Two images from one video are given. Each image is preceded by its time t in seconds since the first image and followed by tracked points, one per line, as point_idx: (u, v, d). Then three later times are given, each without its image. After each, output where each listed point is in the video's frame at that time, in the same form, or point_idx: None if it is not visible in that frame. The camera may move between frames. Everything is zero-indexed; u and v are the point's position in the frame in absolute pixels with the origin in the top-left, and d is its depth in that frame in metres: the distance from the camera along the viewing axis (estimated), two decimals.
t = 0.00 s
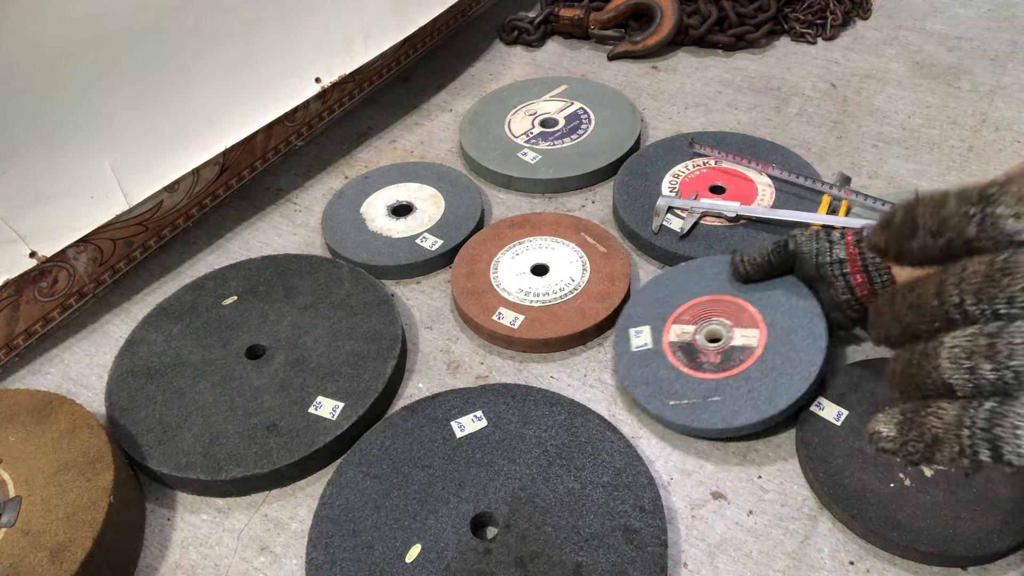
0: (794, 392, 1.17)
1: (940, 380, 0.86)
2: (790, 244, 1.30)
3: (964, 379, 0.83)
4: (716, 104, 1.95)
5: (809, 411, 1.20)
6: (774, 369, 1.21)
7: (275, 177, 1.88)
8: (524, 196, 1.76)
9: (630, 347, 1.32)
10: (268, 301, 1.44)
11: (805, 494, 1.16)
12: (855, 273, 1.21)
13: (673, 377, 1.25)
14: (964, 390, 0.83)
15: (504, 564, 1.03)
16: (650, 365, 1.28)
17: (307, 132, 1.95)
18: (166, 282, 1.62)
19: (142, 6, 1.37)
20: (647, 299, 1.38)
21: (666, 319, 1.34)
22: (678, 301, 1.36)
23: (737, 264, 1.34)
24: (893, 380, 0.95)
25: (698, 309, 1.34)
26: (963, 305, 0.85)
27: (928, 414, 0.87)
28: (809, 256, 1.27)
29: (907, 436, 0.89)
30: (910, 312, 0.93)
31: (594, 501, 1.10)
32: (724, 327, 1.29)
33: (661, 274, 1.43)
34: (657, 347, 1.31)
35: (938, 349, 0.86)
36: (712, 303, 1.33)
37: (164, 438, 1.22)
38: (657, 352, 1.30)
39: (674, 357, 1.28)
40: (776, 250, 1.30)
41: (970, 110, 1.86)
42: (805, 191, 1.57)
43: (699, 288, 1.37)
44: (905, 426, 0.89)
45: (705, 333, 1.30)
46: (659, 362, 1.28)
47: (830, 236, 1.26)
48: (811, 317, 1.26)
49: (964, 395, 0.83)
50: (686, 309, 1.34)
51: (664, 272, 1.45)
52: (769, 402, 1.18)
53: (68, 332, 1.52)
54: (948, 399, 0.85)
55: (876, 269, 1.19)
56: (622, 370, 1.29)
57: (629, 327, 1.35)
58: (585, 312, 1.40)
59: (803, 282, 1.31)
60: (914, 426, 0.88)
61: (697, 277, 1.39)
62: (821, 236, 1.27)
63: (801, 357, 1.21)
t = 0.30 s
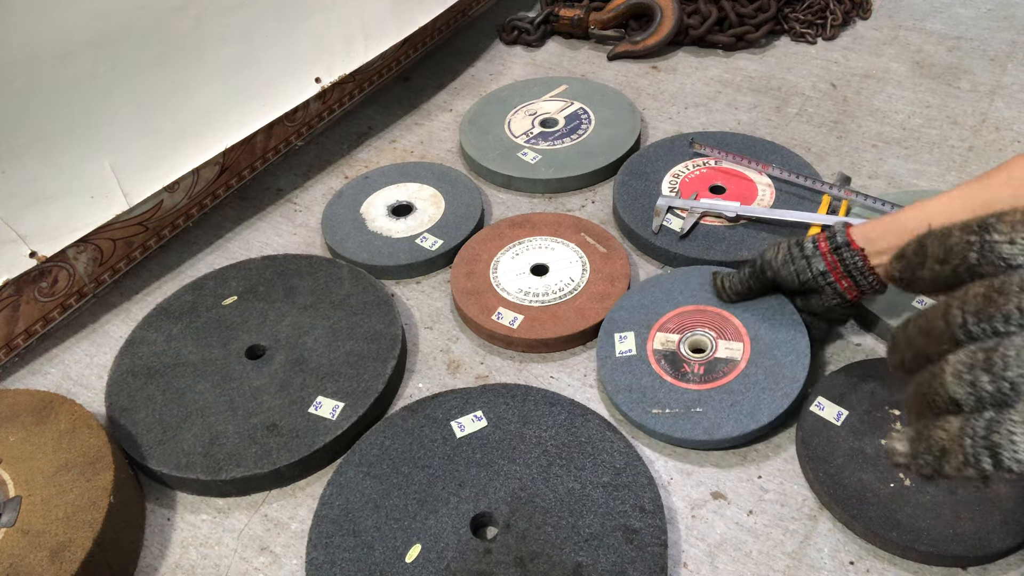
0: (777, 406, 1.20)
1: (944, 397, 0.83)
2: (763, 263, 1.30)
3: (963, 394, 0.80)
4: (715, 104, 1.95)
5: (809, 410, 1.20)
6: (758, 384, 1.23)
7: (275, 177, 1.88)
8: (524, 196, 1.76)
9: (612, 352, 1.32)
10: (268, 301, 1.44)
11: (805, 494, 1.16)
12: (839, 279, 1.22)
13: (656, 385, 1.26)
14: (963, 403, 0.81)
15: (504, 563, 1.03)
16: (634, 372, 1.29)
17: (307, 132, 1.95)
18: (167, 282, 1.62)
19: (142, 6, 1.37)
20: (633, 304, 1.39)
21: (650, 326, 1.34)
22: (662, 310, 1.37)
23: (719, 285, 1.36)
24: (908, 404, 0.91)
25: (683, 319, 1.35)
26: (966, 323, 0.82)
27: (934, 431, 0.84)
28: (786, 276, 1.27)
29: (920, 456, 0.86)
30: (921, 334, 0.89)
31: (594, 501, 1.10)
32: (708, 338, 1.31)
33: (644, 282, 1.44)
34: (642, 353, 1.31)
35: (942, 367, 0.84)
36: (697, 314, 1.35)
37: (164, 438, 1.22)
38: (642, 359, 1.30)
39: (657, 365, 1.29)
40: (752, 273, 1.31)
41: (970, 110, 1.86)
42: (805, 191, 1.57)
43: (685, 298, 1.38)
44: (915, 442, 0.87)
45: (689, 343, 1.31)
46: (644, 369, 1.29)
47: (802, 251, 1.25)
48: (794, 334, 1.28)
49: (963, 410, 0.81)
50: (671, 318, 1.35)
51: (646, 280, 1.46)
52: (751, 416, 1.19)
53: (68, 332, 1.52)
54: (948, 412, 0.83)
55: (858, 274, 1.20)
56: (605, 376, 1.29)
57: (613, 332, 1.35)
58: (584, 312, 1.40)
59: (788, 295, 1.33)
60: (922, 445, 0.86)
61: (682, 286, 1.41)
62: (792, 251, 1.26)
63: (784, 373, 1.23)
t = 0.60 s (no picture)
0: (778, 410, 1.20)
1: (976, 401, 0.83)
2: (761, 259, 1.30)
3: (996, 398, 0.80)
4: (715, 104, 1.95)
5: (809, 411, 1.20)
6: (758, 389, 1.23)
7: (275, 177, 1.88)
8: (524, 196, 1.76)
9: (614, 353, 1.32)
10: (268, 301, 1.44)
11: (805, 494, 1.16)
12: (839, 281, 1.16)
13: (657, 386, 1.26)
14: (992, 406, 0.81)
15: (503, 563, 1.03)
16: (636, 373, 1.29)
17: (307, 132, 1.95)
18: (167, 282, 1.62)
19: (142, 6, 1.37)
20: (634, 307, 1.39)
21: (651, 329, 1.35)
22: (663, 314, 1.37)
23: (726, 272, 1.40)
24: (937, 408, 0.90)
25: (685, 323, 1.35)
26: (999, 326, 0.82)
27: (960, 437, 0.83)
28: (781, 276, 1.26)
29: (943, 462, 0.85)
30: (950, 335, 0.90)
31: (594, 501, 1.10)
32: (709, 344, 1.31)
33: (644, 288, 1.44)
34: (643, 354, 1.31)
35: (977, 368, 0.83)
36: (698, 319, 1.35)
37: (164, 438, 1.22)
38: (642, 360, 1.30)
39: (658, 367, 1.29)
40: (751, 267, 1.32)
41: (970, 110, 1.86)
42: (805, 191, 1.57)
43: (686, 303, 1.39)
44: (940, 446, 0.86)
45: (689, 347, 1.32)
46: (644, 369, 1.29)
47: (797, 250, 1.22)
48: (794, 343, 1.29)
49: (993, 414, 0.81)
50: (671, 321, 1.36)
51: (646, 285, 1.46)
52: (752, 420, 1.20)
53: (68, 332, 1.52)
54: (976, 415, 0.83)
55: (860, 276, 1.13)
56: (607, 377, 1.29)
57: (614, 334, 1.35)
58: (584, 312, 1.40)
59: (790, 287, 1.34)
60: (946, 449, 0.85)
61: (683, 292, 1.41)
62: (789, 249, 1.23)
63: (784, 380, 1.24)
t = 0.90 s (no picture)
0: (778, 412, 1.21)
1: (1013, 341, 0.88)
2: (802, 233, 1.17)
3: None
4: (715, 104, 1.95)
5: (808, 410, 1.20)
6: (759, 392, 1.23)
7: (275, 177, 1.88)
8: (524, 196, 1.76)
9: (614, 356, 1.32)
10: (268, 301, 1.44)
11: (805, 494, 1.16)
12: (879, 270, 1.09)
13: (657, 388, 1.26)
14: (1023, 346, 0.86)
15: (504, 563, 1.03)
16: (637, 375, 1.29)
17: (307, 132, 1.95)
18: (167, 282, 1.62)
19: (142, 6, 1.37)
20: (635, 311, 1.39)
21: (652, 334, 1.34)
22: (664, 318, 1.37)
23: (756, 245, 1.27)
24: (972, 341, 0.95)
25: (684, 328, 1.35)
26: None
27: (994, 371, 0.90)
28: (819, 255, 1.14)
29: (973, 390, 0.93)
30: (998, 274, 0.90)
31: (594, 500, 1.10)
32: (709, 348, 1.31)
33: (645, 293, 1.44)
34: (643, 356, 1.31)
35: None
36: (697, 324, 1.35)
37: (164, 438, 1.22)
38: (642, 362, 1.30)
39: (659, 371, 1.28)
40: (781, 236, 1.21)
41: (970, 110, 1.86)
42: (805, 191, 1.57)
43: (686, 308, 1.39)
44: (979, 378, 0.91)
45: (689, 351, 1.31)
46: (645, 371, 1.29)
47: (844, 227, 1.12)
48: (793, 348, 1.30)
49: None
50: (671, 326, 1.36)
51: (645, 292, 1.46)
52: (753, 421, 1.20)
53: (68, 332, 1.52)
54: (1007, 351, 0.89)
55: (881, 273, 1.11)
56: (608, 379, 1.29)
57: (615, 338, 1.35)
58: (584, 312, 1.40)
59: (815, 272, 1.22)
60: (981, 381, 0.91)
61: (683, 298, 1.41)
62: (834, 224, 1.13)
63: (784, 382, 1.24)
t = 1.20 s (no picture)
0: (777, 413, 1.21)
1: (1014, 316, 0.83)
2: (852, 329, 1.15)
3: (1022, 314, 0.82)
4: (715, 104, 1.95)
5: (808, 410, 1.20)
6: (759, 392, 1.23)
7: (275, 177, 1.88)
8: (524, 196, 1.76)
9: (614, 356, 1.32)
10: (268, 301, 1.44)
11: (805, 494, 1.16)
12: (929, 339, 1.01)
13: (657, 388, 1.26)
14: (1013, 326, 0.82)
15: (504, 563, 1.03)
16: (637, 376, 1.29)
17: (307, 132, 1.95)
18: (167, 282, 1.62)
19: (142, 6, 1.37)
20: (635, 310, 1.39)
21: (652, 334, 1.35)
22: (663, 318, 1.37)
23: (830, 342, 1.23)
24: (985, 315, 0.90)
25: (685, 328, 1.35)
26: None
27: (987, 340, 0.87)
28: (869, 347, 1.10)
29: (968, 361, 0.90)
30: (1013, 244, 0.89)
31: (594, 500, 1.10)
32: (709, 347, 1.31)
33: (646, 292, 1.44)
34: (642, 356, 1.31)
35: None
36: (698, 324, 1.35)
37: (164, 438, 1.22)
38: (642, 363, 1.30)
39: (659, 371, 1.28)
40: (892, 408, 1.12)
41: (970, 110, 1.86)
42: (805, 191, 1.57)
43: (686, 309, 1.39)
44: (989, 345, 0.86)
45: (689, 352, 1.31)
46: (644, 371, 1.29)
47: (928, 359, 1.02)
48: (793, 348, 1.29)
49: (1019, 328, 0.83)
50: (671, 326, 1.36)
51: (645, 292, 1.46)
52: (753, 420, 1.20)
53: (68, 332, 1.52)
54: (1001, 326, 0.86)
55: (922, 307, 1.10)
56: (608, 379, 1.29)
57: (615, 338, 1.35)
58: (584, 312, 1.40)
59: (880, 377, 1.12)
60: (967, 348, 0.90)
61: (683, 297, 1.41)
62: (916, 365, 1.03)
63: (785, 382, 1.24)
